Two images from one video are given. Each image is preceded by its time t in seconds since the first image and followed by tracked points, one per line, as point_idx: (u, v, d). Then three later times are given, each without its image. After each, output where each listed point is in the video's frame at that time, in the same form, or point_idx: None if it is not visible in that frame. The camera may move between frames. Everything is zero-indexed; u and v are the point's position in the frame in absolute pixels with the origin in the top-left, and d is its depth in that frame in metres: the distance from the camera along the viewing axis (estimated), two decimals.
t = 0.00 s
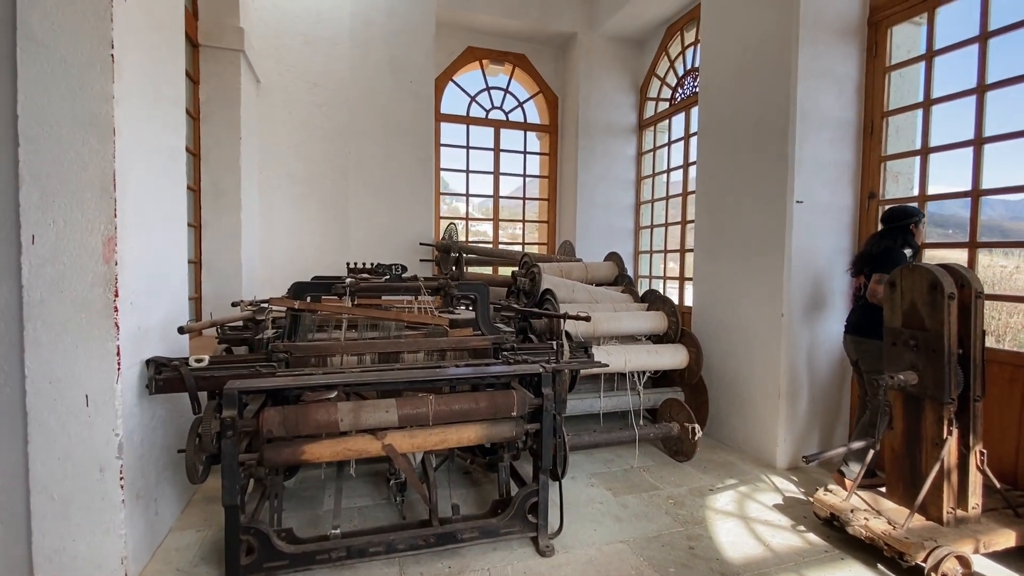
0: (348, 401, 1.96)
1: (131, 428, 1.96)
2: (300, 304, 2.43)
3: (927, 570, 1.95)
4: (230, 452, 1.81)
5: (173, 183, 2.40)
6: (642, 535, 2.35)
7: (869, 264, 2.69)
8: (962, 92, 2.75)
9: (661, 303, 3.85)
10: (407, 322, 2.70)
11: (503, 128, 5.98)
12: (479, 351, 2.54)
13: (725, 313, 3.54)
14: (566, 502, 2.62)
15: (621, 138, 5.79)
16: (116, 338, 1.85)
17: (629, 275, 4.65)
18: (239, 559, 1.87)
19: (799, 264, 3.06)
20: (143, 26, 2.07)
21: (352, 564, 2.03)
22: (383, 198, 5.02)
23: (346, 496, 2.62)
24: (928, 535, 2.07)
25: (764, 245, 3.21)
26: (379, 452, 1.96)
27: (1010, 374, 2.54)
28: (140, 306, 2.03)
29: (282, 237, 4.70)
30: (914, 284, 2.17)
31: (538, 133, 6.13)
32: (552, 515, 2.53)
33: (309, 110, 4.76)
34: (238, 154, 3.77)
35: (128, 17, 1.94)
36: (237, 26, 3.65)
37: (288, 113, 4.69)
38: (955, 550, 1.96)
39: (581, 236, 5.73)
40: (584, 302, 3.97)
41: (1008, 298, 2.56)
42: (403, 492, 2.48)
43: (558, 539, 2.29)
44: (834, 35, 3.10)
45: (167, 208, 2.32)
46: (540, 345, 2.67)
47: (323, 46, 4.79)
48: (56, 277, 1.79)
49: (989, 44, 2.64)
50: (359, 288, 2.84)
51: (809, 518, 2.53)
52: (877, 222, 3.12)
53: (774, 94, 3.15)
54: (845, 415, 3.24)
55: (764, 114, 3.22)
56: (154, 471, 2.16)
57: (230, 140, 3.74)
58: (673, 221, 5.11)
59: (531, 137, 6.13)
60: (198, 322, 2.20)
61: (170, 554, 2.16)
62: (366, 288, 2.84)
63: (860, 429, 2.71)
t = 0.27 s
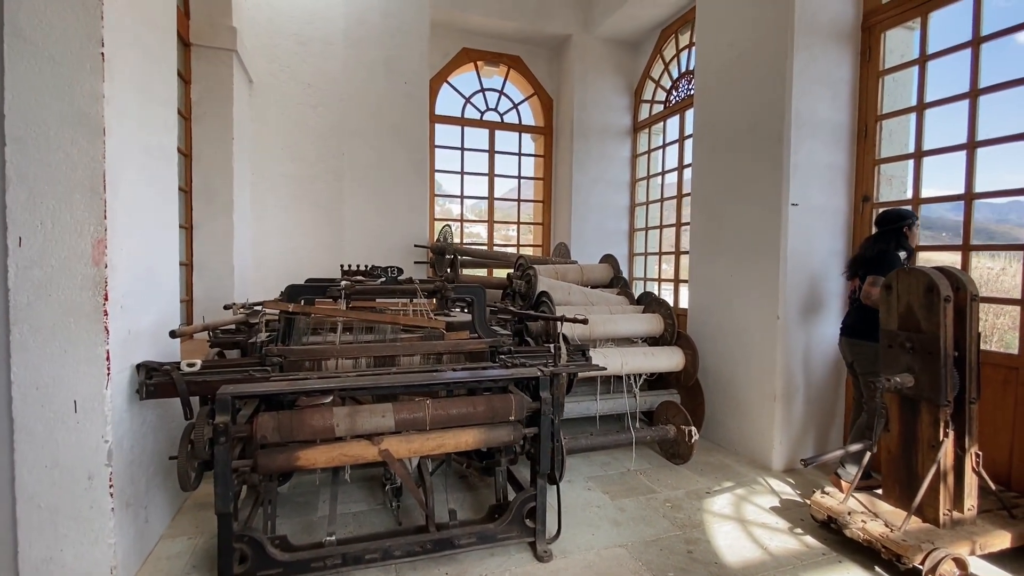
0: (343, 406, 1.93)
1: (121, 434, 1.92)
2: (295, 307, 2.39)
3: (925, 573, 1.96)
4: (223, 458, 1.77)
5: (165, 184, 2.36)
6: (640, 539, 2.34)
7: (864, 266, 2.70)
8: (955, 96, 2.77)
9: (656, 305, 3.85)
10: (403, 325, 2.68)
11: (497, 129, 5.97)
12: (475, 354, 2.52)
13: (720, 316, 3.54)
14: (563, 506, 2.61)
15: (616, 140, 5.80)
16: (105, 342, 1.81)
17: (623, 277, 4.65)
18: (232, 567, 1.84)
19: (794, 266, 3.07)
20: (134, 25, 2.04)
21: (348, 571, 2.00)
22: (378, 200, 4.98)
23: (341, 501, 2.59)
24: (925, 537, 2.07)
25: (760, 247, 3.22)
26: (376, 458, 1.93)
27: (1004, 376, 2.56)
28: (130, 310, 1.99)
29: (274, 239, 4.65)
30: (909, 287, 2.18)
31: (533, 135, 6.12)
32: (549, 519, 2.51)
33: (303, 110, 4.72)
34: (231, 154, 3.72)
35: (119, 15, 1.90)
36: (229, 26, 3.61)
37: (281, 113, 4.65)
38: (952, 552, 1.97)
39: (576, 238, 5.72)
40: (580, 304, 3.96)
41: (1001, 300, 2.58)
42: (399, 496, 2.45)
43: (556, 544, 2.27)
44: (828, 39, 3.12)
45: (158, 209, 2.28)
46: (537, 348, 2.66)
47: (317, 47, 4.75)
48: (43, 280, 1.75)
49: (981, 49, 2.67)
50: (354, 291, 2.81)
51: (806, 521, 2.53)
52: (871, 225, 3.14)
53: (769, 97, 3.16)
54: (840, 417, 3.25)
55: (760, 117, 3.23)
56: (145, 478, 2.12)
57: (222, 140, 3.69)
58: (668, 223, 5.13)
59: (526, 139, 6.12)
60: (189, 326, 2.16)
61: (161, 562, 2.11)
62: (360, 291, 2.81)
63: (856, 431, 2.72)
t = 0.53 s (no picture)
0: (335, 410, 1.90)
1: (106, 440, 1.87)
2: (286, 310, 2.35)
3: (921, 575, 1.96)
4: (212, 465, 1.73)
5: (152, 184, 2.31)
6: (637, 543, 2.32)
7: (857, 267, 2.71)
8: (946, 99, 2.79)
9: (651, 306, 3.84)
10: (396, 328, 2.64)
11: (491, 130, 5.94)
12: (470, 357, 2.49)
13: (715, 317, 3.54)
14: (558, 510, 2.58)
15: (609, 141, 5.80)
16: (89, 347, 1.76)
17: (618, 278, 4.64)
18: None
19: (788, 268, 3.07)
20: (120, 22, 1.99)
21: None
22: (370, 201, 4.94)
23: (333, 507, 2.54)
24: (920, 539, 2.07)
25: (754, 249, 3.22)
26: (368, 463, 1.89)
27: (996, 377, 2.57)
28: (116, 313, 1.94)
29: (265, 240, 4.59)
30: (904, 288, 2.18)
31: (526, 137, 6.10)
32: (544, 523, 2.48)
33: (294, 110, 4.67)
34: (221, 154, 3.67)
35: (104, 11, 1.86)
36: (219, 24, 3.56)
37: (272, 113, 4.59)
38: (947, 553, 1.97)
39: (570, 239, 5.71)
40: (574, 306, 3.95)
41: (993, 301, 2.59)
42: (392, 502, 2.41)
43: (552, 548, 2.25)
44: (821, 41, 3.13)
45: (145, 209, 2.23)
46: (532, 351, 2.63)
47: (309, 46, 4.70)
48: (25, 282, 1.70)
49: (972, 52, 2.69)
50: (346, 292, 2.77)
51: (802, 523, 2.53)
52: (865, 227, 3.15)
53: (763, 98, 3.16)
54: (834, 418, 3.26)
55: (754, 119, 3.24)
56: (131, 485, 2.06)
57: (211, 140, 3.64)
58: (662, 224, 5.13)
59: (519, 141, 6.10)
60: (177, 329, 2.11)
61: (148, 571, 2.06)
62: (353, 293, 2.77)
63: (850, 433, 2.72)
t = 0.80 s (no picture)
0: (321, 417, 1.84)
1: (80, 449, 1.80)
2: (270, 314, 2.28)
3: None
4: (191, 475, 1.66)
5: (132, 184, 2.24)
6: (630, 550, 2.28)
7: (850, 270, 2.70)
8: (936, 102, 2.80)
9: (643, 309, 3.81)
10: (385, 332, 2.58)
11: (481, 132, 5.91)
12: (460, 361, 2.44)
13: (707, 320, 3.52)
14: (550, 517, 2.53)
15: (601, 144, 5.79)
16: (62, 352, 1.69)
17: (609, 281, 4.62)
18: None
19: (780, 270, 3.06)
20: (97, 16, 1.93)
21: None
22: (359, 203, 4.87)
23: (319, 516, 2.47)
24: (915, 543, 2.05)
25: (746, 251, 3.20)
26: (355, 472, 1.83)
27: (987, 380, 2.57)
28: (92, 318, 1.87)
29: (251, 242, 4.51)
30: (897, 291, 2.17)
31: (517, 139, 6.08)
32: (537, 530, 2.44)
33: (282, 111, 4.60)
34: (205, 154, 3.59)
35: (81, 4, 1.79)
36: (204, 21, 3.49)
37: (259, 113, 4.52)
38: (943, 558, 1.95)
39: (562, 241, 5.68)
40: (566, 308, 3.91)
41: (983, 304, 2.59)
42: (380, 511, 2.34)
43: (544, 557, 2.20)
44: (812, 44, 3.13)
45: (124, 210, 2.16)
46: (524, 355, 2.59)
47: (297, 46, 4.64)
48: None
49: (962, 55, 2.70)
50: (334, 296, 2.71)
51: (796, 527, 2.50)
52: (856, 229, 3.15)
53: (754, 100, 3.16)
54: (826, 420, 3.25)
55: (745, 121, 3.23)
56: (107, 496, 1.99)
57: (195, 140, 3.56)
58: (653, 227, 5.12)
59: (510, 143, 6.07)
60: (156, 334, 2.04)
61: None
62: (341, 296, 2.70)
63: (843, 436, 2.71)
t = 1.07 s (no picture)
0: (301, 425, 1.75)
1: (45, 462, 1.70)
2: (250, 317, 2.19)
3: None
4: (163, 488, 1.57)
5: (104, 183, 2.15)
6: (623, 559, 2.22)
7: (840, 272, 2.67)
8: (928, 102, 2.78)
9: (634, 311, 3.77)
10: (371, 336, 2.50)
11: (471, 132, 5.84)
12: (448, 366, 2.37)
13: (699, 321, 3.48)
14: (542, 525, 2.47)
15: (591, 144, 5.75)
16: (25, 360, 1.59)
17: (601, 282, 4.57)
18: None
19: (773, 271, 3.03)
20: (65, 5, 1.83)
21: None
22: (347, 203, 4.77)
23: (303, 527, 2.38)
24: (913, 549, 2.02)
25: (739, 252, 3.17)
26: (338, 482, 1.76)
27: (980, 381, 2.56)
28: (58, 323, 1.77)
29: (235, 243, 4.40)
30: (893, 292, 2.14)
31: (507, 139, 6.02)
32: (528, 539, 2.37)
33: (266, 109, 4.49)
34: (186, 152, 3.48)
35: None
36: (184, 15, 3.38)
37: (243, 111, 4.41)
38: (941, 564, 1.92)
39: (553, 243, 5.63)
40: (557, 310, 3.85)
41: (976, 305, 2.58)
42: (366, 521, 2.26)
43: (535, 567, 2.13)
44: (804, 43, 3.11)
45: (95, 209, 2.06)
46: (514, 358, 2.52)
47: (282, 42, 4.54)
48: None
49: (954, 55, 2.68)
50: (318, 298, 2.62)
51: (791, 533, 2.46)
52: (848, 230, 3.13)
53: (747, 100, 3.13)
54: (819, 422, 3.22)
55: (737, 120, 3.20)
56: (76, 510, 1.88)
57: (175, 137, 3.45)
58: (645, 228, 5.09)
59: (500, 143, 6.00)
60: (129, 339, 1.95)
61: None
62: (325, 299, 2.62)
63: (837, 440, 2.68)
